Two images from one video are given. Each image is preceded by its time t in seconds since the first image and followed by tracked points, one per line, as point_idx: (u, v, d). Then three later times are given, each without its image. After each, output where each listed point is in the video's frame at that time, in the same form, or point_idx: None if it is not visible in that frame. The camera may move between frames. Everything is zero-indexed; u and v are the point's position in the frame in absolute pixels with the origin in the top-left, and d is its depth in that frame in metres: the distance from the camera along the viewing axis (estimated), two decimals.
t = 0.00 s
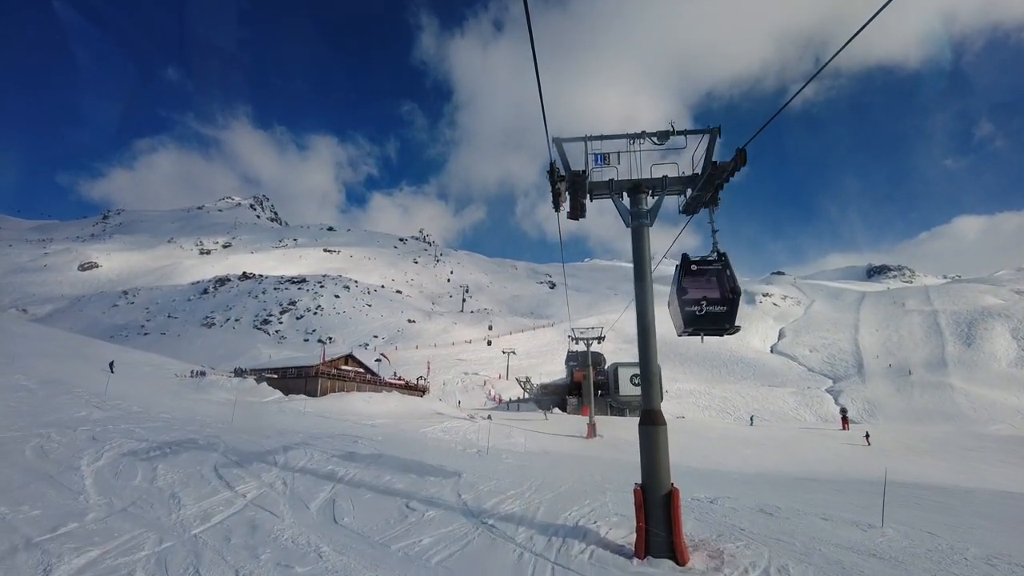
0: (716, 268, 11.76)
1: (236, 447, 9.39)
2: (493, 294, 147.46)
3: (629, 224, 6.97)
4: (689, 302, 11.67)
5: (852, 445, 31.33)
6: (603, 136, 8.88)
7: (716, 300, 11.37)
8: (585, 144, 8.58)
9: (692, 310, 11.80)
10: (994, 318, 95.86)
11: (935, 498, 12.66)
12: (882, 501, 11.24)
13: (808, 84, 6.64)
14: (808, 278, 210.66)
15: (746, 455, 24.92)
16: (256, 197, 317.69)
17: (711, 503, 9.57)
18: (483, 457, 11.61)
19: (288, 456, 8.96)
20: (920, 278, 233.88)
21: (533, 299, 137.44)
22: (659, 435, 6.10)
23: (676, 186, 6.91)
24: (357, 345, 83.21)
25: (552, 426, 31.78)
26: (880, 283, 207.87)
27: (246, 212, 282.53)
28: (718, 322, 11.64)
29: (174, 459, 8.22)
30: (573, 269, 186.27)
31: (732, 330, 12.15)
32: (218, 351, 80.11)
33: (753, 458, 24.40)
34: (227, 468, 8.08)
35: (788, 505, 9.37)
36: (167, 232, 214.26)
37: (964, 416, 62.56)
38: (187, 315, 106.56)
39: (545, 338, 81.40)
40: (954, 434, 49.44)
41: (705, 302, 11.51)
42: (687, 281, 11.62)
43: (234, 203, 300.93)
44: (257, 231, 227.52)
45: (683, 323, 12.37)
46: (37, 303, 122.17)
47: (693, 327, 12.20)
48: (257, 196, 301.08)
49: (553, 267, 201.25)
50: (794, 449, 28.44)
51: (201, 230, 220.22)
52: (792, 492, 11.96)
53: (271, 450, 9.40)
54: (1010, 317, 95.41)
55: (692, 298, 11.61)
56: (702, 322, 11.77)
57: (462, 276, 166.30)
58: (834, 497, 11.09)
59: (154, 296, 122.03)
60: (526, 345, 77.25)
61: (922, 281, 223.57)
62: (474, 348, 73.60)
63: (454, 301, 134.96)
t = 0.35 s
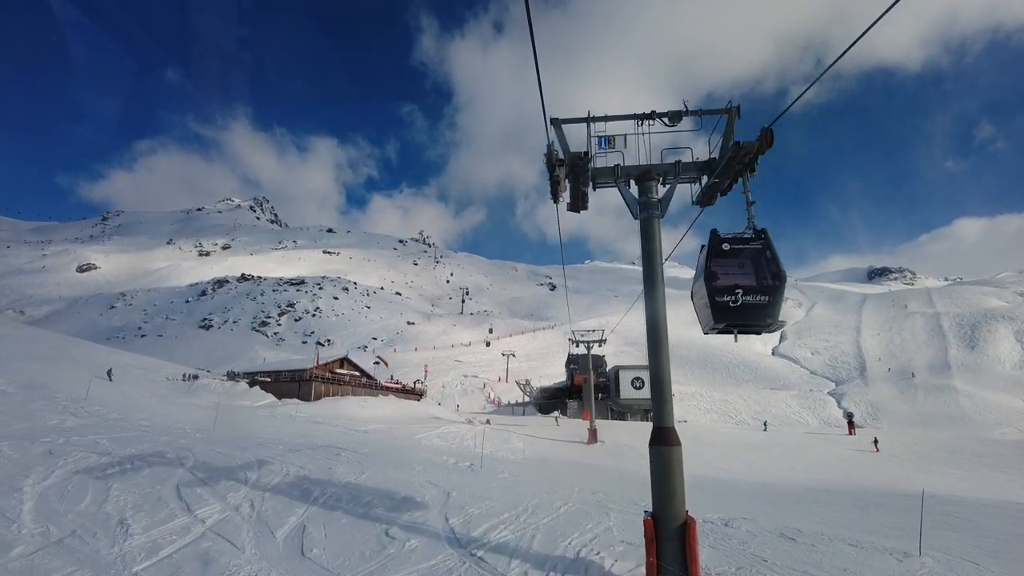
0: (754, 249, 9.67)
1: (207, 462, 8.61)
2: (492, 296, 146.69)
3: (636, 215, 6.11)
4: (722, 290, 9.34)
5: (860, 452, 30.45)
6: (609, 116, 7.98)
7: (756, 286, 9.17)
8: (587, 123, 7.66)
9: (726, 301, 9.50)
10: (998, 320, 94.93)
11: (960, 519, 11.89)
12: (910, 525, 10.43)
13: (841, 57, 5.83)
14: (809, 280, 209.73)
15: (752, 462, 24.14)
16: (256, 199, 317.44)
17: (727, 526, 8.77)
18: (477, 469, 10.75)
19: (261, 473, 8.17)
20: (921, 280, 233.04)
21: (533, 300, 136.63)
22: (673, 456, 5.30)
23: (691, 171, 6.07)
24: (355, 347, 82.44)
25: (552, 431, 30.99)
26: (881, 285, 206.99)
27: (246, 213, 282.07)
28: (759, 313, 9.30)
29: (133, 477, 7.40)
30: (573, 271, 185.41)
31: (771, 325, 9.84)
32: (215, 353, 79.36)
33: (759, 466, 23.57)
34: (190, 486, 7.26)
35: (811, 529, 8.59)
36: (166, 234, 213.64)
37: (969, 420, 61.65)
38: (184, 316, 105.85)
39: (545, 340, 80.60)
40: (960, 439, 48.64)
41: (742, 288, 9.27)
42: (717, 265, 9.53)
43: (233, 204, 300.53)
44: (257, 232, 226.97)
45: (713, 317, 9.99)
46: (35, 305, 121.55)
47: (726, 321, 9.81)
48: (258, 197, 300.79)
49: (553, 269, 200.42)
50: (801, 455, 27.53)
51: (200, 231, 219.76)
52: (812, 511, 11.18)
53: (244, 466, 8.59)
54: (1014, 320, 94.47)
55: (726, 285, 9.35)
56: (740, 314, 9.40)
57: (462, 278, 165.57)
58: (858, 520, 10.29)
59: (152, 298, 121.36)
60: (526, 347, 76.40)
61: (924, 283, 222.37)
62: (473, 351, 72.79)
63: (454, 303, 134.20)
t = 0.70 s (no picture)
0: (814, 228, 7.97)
1: (170, 479, 7.79)
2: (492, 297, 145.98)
3: (647, 203, 5.31)
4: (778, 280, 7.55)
5: (867, 458, 29.63)
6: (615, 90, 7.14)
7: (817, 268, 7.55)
8: (588, 99, 6.87)
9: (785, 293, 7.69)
10: (1001, 322, 94.13)
11: (992, 542, 11.22)
12: (943, 552, 9.70)
13: (882, 24, 5.18)
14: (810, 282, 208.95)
15: (758, 469, 23.36)
16: (256, 200, 317.24)
17: (744, 552, 8.17)
18: (469, 482, 9.98)
19: (228, 492, 7.35)
20: (922, 282, 232.43)
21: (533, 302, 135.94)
22: (691, 483, 4.57)
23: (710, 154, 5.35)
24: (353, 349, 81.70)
25: (552, 437, 30.24)
26: (882, 287, 206.09)
27: (246, 215, 281.61)
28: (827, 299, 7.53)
29: (83, 498, 6.59)
30: (573, 272, 184.61)
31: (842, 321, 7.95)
32: (211, 355, 78.62)
33: (766, 474, 22.77)
34: (145, 509, 6.44)
35: (838, 559, 7.97)
36: (166, 235, 213.22)
37: (974, 423, 60.82)
38: (182, 318, 105.18)
39: (545, 343, 79.76)
40: (965, 443, 47.85)
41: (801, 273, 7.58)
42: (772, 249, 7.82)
43: (233, 206, 300.33)
44: (256, 234, 226.42)
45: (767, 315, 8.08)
46: (33, 306, 120.87)
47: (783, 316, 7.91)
48: (258, 199, 300.53)
49: (553, 271, 199.75)
50: (807, 462, 26.76)
51: (200, 233, 219.16)
52: (837, 536, 10.50)
53: (212, 483, 7.76)
54: (1017, 322, 93.66)
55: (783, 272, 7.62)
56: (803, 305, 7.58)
57: (462, 279, 164.88)
58: (883, 546, 9.66)
59: (150, 299, 120.68)
60: (526, 349, 75.64)
61: (925, 285, 221.42)
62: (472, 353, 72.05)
63: (453, 304, 133.48)
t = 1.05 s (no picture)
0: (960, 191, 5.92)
1: (126, 498, 6.98)
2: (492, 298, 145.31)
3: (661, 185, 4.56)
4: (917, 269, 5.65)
5: (875, 463, 28.97)
6: (623, 59, 6.38)
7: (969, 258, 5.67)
8: (593, 66, 6.31)
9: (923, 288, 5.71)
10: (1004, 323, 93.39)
11: None
12: None
13: None
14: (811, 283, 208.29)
15: (763, 476, 22.67)
16: (255, 201, 317.08)
17: None
18: (460, 499, 9.20)
19: (189, 514, 6.56)
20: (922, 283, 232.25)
21: (533, 303, 135.19)
22: (716, 518, 3.83)
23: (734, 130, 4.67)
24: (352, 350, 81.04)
25: (552, 441, 29.49)
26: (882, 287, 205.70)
27: (245, 216, 281.09)
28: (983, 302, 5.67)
29: (20, 524, 5.81)
30: (573, 273, 184.13)
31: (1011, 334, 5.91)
32: (208, 356, 77.94)
33: (773, 481, 22.06)
34: (87, 538, 5.64)
35: None
36: (165, 236, 212.54)
37: (978, 425, 60.16)
38: (180, 319, 104.47)
39: (545, 343, 79.12)
40: (970, 445, 47.23)
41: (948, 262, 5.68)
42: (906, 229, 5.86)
43: (233, 206, 299.76)
44: (255, 234, 225.63)
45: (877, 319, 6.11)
46: (30, 307, 120.12)
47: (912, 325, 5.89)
48: (257, 200, 300.08)
49: (553, 271, 199.12)
50: (814, 467, 26.11)
51: (199, 233, 218.46)
52: (858, 562, 10.39)
53: (172, 502, 6.97)
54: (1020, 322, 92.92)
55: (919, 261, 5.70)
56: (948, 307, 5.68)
57: (461, 280, 164.24)
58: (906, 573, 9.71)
59: (148, 300, 119.96)
60: (525, 350, 74.92)
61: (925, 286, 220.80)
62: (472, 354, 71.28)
63: (453, 305, 132.78)
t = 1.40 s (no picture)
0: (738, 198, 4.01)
1: (70, 519, 6.19)
2: (491, 295, 144.43)
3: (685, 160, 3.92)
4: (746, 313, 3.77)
5: (884, 463, 28.07)
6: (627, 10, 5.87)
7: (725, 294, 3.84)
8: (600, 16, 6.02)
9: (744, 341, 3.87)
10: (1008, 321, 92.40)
11: None
12: None
13: None
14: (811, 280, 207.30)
15: (770, 479, 21.89)
16: (253, 198, 315.65)
17: None
18: (449, 514, 8.42)
19: (137, 539, 5.77)
20: (923, 281, 230.62)
21: (533, 300, 134.26)
22: (753, 563, 3.37)
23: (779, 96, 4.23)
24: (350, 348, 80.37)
25: (552, 442, 28.73)
26: (882, 285, 204.47)
27: (244, 213, 279.72)
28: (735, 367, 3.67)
29: None
30: (573, 270, 183.17)
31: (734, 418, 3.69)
32: (205, 353, 77.25)
33: (780, 484, 21.30)
34: (12, 570, 4.85)
35: None
36: (162, 233, 211.32)
37: (982, 424, 59.38)
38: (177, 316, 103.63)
39: (544, 341, 78.28)
40: (975, 445, 46.49)
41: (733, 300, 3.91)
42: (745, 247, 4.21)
43: (232, 203, 298.21)
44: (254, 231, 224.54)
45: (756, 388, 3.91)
46: (26, 304, 119.24)
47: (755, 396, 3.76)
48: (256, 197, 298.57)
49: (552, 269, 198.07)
50: (821, 468, 25.31)
51: (197, 230, 217.33)
52: None
53: (121, 524, 6.19)
54: None
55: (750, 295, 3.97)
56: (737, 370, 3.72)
57: (460, 277, 163.40)
58: None
59: (146, 297, 119.08)
60: (524, 348, 73.91)
61: (926, 283, 219.29)
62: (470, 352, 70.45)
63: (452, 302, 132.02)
